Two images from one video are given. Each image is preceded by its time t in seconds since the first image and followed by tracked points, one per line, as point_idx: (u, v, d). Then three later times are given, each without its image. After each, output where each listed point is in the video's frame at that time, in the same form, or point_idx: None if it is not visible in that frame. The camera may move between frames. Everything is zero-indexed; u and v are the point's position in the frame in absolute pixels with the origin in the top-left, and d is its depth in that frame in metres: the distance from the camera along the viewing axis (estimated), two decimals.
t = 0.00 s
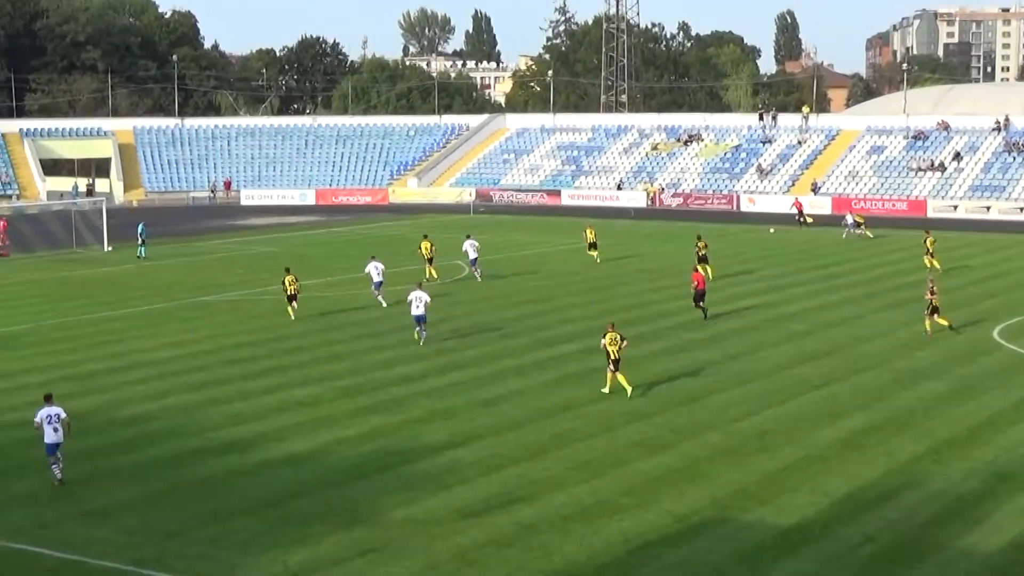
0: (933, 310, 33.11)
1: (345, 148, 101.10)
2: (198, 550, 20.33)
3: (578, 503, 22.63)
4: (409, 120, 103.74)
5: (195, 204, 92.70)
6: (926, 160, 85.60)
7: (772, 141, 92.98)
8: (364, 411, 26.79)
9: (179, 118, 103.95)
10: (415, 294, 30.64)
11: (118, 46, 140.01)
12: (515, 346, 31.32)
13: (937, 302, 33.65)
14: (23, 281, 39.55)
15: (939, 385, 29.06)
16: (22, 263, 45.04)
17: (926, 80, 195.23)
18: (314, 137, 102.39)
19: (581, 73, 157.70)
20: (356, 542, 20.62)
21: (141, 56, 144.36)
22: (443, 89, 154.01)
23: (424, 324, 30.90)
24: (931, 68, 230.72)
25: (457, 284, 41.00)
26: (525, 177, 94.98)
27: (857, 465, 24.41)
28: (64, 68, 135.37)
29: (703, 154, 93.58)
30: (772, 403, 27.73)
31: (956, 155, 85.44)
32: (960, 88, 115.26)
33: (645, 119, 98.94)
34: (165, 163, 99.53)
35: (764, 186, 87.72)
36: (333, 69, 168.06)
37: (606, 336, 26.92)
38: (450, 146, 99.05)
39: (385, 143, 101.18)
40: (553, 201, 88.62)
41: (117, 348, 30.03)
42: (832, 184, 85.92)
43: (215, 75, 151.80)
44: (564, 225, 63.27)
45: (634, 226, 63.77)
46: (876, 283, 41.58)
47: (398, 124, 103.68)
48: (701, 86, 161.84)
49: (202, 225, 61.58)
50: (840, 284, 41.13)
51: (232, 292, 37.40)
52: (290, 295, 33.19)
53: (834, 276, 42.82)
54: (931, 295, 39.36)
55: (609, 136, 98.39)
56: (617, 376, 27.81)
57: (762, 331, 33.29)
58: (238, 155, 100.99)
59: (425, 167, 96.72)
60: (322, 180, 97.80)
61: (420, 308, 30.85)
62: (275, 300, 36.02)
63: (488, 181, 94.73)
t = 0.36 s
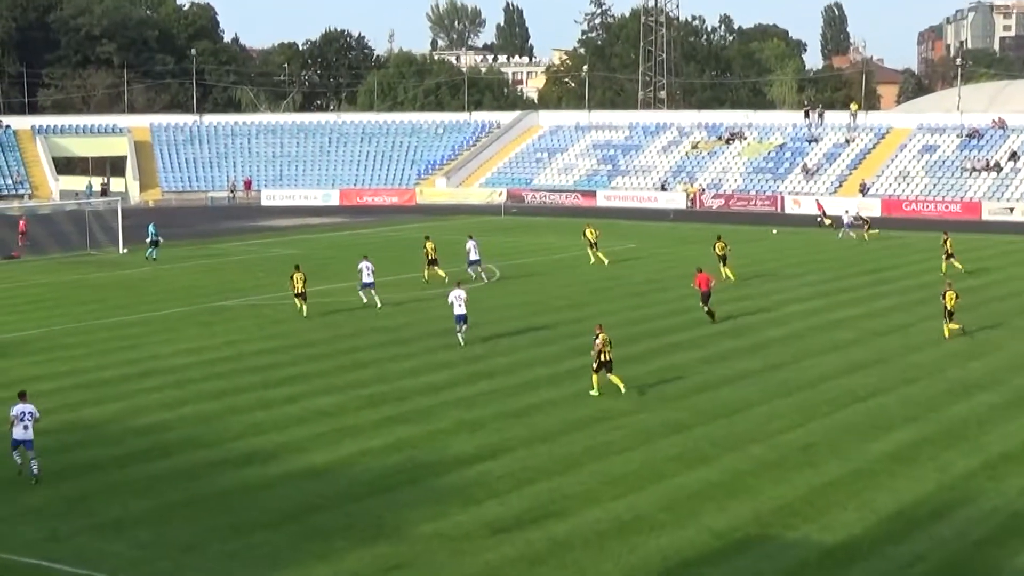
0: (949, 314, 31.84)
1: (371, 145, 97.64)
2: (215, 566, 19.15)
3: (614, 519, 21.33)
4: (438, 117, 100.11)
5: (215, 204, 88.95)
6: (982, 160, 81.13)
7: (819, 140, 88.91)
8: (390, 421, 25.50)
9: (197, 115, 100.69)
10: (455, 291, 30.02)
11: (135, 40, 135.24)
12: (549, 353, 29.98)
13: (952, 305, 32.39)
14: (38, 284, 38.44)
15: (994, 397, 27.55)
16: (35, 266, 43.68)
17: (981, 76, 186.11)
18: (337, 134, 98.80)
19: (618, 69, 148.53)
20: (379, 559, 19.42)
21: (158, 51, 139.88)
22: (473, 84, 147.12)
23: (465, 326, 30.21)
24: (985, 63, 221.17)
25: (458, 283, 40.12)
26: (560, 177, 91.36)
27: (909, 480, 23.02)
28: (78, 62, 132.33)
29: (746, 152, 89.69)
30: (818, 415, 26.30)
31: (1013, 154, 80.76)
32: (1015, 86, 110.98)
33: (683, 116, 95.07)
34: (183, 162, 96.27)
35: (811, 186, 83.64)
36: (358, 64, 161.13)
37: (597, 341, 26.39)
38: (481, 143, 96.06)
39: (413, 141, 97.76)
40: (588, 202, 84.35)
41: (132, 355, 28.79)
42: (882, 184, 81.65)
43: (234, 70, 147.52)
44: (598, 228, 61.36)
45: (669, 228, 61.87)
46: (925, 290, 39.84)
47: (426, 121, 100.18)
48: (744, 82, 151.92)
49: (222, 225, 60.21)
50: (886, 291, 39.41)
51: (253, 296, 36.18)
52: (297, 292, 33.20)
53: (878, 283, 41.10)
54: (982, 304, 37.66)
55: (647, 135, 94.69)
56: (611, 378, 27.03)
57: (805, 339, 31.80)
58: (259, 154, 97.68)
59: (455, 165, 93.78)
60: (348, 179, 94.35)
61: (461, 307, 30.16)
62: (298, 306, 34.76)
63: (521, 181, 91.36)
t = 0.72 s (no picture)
0: (961, 314, 30.78)
1: (393, 141, 93.07)
2: None
3: (649, 533, 20.14)
4: (464, 111, 95.56)
5: (232, 203, 85.15)
6: None
7: (864, 136, 83.92)
8: (414, 430, 24.29)
9: (214, 110, 96.40)
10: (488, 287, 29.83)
11: (149, 31, 130.86)
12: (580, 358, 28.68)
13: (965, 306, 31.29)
14: (50, 286, 37.31)
15: None
16: (45, 267, 42.52)
17: None
18: (359, 131, 94.23)
19: (654, 61, 140.38)
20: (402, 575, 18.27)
21: (173, 41, 135.24)
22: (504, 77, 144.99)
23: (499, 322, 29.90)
24: None
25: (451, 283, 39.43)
26: (593, 175, 86.79)
27: (962, 493, 21.72)
28: (90, 54, 126.49)
29: (788, 149, 84.79)
30: (864, 425, 24.98)
31: None
32: None
33: (723, 110, 89.99)
34: (199, 159, 91.50)
35: (856, 186, 78.98)
36: (382, 56, 157.18)
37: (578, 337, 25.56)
38: (510, 139, 91.44)
39: (438, 137, 93.07)
40: (623, 200, 80.71)
41: (145, 361, 27.61)
42: (930, 183, 76.82)
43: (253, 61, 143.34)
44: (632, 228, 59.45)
45: (704, 229, 59.99)
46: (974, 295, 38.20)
47: (452, 116, 95.47)
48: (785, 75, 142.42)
49: (239, 225, 58.89)
50: (931, 294, 37.85)
51: (272, 300, 34.97)
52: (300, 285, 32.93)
53: (923, 287, 39.52)
54: None
55: (685, 130, 89.54)
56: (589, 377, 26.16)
57: (848, 344, 30.38)
58: (278, 150, 92.93)
59: (482, 161, 89.19)
60: (369, 177, 89.68)
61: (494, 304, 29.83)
62: (318, 310, 33.53)
63: (552, 179, 86.89)
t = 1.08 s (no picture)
0: (968, 316, 29.79)
1: (418, 137, 91.02)
2: None
3: (686, 549, 18.92)
4: (493, 105, 93.40)
5: (246, 199, 83.74)
6: None
7: (912, 131, 81.00)
8: (439, 439, 23.10)
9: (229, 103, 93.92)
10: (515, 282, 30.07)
11: (160, 22, 127.48)
12: (611, 362, 27.41)
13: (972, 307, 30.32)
14: (60, 287, 36.29)
15: None
16: (53, 267, 41.71)
17: None
18: (381, 125, 92.03)
19: (690, 52, 134.93)
20: None
21: (186, 32, 132.24)
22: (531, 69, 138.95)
23: (523, 315, 30.05)
24: None
25: (438, 282, 38.65)
26: (626, 172, 84.72)
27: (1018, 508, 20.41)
28: (100, 45, 123.52)
29: (832, 144, 82.12)
30: (912, 435, 23.67)
31: None
32: None
33: (760, 104, 87.57)
34: (211, 154, 89.62)
35: (902, 183, 76.32)
36: (404, 47, 152.47)
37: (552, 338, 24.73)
38: (540, 135, 89.38)
39: (464, 132, 91.05)
40: (657, 198, 78.38)
41: (158, 366, 26.52)
42: (981, 181, 73.65)
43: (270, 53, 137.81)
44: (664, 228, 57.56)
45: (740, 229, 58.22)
46: None
47: (479, 110, 93.45)
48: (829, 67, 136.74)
49: (255, 225, 57.63)
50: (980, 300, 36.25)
51: (289, 302, 33.82)
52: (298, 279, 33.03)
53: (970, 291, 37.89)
54: None
55: (723, 125, 87.23)
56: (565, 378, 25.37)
57: (892, 350, 29.00)
58: (296, 146, 90.98)
59: (510, 157, 87.21)
60: (393, 174, 87.60)
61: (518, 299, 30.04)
62: (338, 314, 32.35)
63: (584, 176, 84.91)
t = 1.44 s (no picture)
0: (979, 316, 28.26)
1: (443, 130, 84.16)
2: None
3: (726, 565, 17.74)
4: (522, 97, 86.69)
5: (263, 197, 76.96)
6: None
7: (963, 126, 74.87)
8: (465, 447, 21.93)
9: (246, 95, 86.80)
10: (538, 275, 29.28)
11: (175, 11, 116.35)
12: (647, 365, 26.08)
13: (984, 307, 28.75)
14: (73, 289, 35.22)
15: None
16: (67, 268, 40.53)
17: None
18: (405, 118, 85.24)
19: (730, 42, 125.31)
20: None
21: (201, 20, 121.35)
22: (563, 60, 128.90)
23: (546, 311, 29.10)
24: None
25: (471, 282, 37.26)
26: (662, 168, 78.42)
27: None
28: (111, 36, 112.07)
29: (878, 139, 76.05)
30: (964, 443, 22.34)
31: None
32: None
33: (804, 97, 81.14)
34: (227, 150, 82.23)
35: (954, 180, 70.61)
36: (429, 37, 142.95)
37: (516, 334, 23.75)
38: (571, 129, 83.04)
39: (492, 125, 84.47)
40: (695, 195, 71.89)
41: (173, 371, 25.46)
42: None
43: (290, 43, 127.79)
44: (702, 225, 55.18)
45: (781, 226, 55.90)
46: None
47: (508, 102, 86.74)
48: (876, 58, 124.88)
49: (278, 224, 55.97)
50: None
51: (310, 304, 32.64)
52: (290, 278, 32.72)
53: None
54: None
55: (763, 119, 80.86)
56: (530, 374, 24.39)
57: (941, 353, 27.55)
58: (315, 140, 84.04)
59: (540, 153, 80.98)
60: (417, 171, 81.16)
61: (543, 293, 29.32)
62: (360, 316, 31.10)
63: (617, 173, 78.77)
